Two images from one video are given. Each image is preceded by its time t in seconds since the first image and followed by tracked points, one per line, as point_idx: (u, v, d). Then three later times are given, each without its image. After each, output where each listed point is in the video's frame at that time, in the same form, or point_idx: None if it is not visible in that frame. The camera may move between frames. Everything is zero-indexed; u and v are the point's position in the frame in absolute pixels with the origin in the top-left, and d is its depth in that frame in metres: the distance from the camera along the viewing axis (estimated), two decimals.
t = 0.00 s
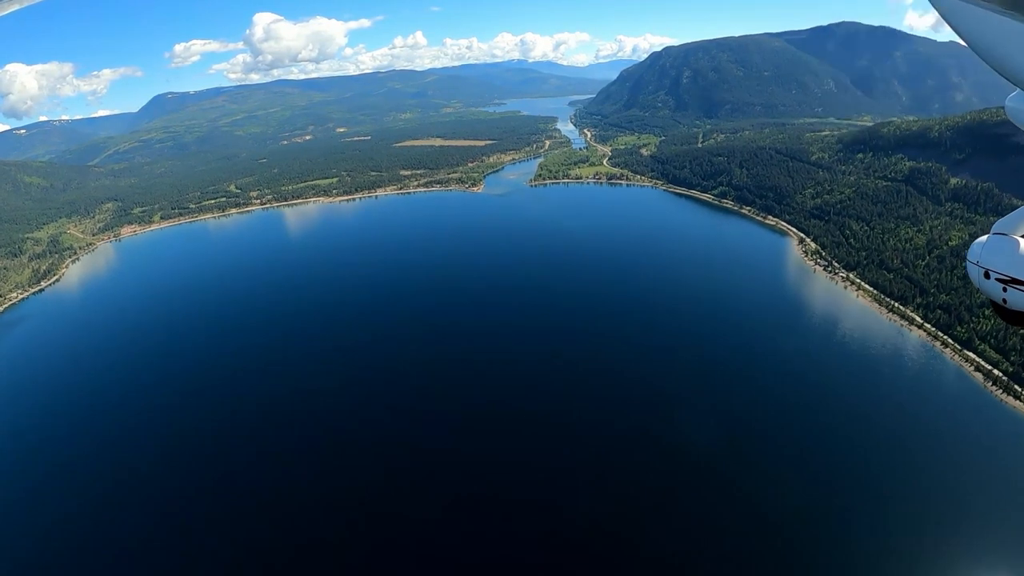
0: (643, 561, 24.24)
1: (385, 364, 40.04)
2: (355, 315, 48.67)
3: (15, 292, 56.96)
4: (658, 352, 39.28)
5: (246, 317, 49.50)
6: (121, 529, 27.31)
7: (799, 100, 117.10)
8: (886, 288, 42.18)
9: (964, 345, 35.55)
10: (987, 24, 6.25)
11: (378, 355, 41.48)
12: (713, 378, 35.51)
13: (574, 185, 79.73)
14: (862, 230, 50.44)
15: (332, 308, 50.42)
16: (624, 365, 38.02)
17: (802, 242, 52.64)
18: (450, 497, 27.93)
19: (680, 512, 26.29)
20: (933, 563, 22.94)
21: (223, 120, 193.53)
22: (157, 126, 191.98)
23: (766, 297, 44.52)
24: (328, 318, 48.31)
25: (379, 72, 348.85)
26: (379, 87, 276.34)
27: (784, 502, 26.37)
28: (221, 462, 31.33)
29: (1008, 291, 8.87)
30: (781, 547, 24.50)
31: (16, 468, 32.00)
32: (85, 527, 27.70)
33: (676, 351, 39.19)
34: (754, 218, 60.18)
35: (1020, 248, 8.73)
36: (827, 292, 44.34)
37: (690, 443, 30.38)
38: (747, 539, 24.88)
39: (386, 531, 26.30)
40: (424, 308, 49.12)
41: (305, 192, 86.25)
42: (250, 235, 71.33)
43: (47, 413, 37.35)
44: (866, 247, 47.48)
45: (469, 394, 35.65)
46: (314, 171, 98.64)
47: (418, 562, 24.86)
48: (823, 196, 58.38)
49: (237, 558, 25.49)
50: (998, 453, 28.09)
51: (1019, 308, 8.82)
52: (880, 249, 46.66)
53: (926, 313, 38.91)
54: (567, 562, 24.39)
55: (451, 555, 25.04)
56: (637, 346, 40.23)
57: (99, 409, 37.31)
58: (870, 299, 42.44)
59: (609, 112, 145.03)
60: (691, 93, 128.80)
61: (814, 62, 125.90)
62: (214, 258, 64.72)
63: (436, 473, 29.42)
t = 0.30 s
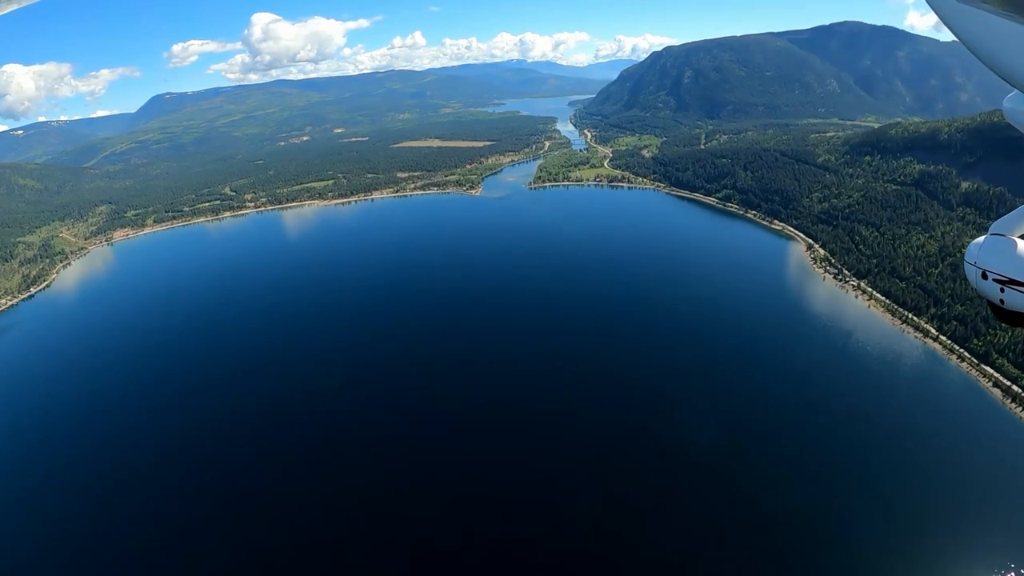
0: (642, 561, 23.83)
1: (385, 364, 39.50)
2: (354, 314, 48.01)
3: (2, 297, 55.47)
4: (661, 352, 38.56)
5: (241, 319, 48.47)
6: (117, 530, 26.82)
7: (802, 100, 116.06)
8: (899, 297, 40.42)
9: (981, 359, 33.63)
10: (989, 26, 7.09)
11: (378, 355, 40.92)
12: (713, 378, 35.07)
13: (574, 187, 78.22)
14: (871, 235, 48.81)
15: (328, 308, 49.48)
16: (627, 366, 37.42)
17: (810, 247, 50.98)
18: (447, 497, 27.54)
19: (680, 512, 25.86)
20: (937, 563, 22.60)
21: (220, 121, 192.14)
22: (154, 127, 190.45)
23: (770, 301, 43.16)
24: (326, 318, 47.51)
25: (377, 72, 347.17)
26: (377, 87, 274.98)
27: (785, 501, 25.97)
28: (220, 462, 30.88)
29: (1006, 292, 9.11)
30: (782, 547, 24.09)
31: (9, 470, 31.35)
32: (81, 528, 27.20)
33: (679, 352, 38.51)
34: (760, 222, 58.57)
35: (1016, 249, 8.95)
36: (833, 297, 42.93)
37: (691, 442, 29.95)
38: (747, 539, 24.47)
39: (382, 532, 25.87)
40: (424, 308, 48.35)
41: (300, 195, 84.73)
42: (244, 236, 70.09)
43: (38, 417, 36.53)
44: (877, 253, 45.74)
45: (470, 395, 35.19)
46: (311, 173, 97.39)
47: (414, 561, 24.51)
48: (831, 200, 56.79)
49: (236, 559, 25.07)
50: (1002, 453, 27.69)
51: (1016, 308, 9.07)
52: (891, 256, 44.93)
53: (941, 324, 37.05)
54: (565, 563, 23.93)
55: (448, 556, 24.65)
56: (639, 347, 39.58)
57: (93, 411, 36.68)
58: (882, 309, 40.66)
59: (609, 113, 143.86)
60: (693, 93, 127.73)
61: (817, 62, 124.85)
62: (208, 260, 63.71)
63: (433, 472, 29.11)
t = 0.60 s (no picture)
0: (642, 561, 23.69)
1: (384, 365, 39.02)
2: (352, 313, 47.41)
3: None
4: (662, 353, 38.06)
5: (235, 320, 47.67)
6: (117, 530, 26.59)
7: (806, 100, 114.85)
8: (911, 307, 38.64)
9: (998, 374, 31.78)
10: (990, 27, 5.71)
11: (376, 355, 40.39)
12: (712, 378, 34.81)
13: (574, 191, 76.61)
14: (881, 241, 47.21)
15: (323, 308, 48.65)
16: (627, 366, 37.05)
17: (817, 254, 49.36)
18: (446, 497, 27.37)
19: (679, 512, 25.67)
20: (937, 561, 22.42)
21: (218, 120, 191.24)
22: (151, 127, 189.49)
23: (774, 306, 41.92)
24: (323, 318, 46.79)
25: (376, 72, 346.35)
26: (376, 87, 273.98)
27: (785, 501, 25.79)
28: (219, 462, 30.62)
29: (1005, 292, 7.63)
30: (781, 547, 23.91)
31: (6, 471, 31.07)
32: (80, 528, 26.96)
33: (681, 352, 38.00)
34: (766, 227, 57.00)
35: (1018, 248, 7.48)
36: (840, 304, 41.52)
37: (692, 443, 29.77)
38: (746, 539, 24.29)
39: (379, 534, 25.62)
40: (423, 307, 47.68)
41: (295, 197, 83.27)
42: (238, 237, 69.15)
43: (31, 418, 35.99)
44: (888, 261, 44.03)
45: (470, 395, 34.87)
46: (309, 174, 96.38)
47: (413, 561, 24.38)
48: (838, 204, 55.35)
49: (235, 560, 24.83)
50: (1004, 453, 27.42)
51: (1017, 312, 7.59)
52: (902, 264, 43.21)
53: (955, 337, 35.26)
54: (564, 563, 23.78)
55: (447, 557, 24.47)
56: (640, 347, 39.18)
57: (90, 411, 36.29)
58: (894, 320, 38.78)
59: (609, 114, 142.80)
60: (694, 94, 126.84)
61: (819, 62, 123.76)
62: (203, 260, 62.93)
63: (432, 472, 28.94)
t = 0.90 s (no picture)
0: (640, 561, 23.31)
1: (382, 365, 38.62)
2: (351, 314, 46.82)
3: None
4: (662, 353, 37.56)
5: (230, 321, 46.93)
6: (116, 530, 26.23)
7: (808, 101, 114.01)
8: (924, 320, 37.11)
9: (1017, 392, 30.15)
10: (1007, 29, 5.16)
11: (375, 355, 40.03)
12: (712, 378, 34.40)
13: (574, 194, 75.19)
14: (892, 249, 45.88)
15: (317, 311, 47.64)
16: (625, 365, 36.57)
17: (826, 261, 47.86)
18: (445, 497, 26.99)
19: (679, 512, 25.27)
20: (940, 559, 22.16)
21: (214, 120, 190.10)
22: (148, 127, 188.13)
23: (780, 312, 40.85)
24: (320, 319, 46.07)
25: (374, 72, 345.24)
26: (374, 87, 272.95)
27: (784, 500, 25.43)
28: (218, 462, 30.24)
29: (1009, 288, 7.75)
30: (781, 547, 23.46)
31: (6, 471, 30.74)
32: (79, 528, 26.59)
33: (681, 354, 37.24)
34: (772, 233, 55.49)
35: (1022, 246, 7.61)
36: (850, 313, 40.16)
37: (692, 443, 29.32)
38: (745, 539, 23.85)
39: (377, 534, 25.24)
40: (423, 307, 47.09)
41: (289, 199, 81.70)
42: (233, 239, 67.98)
43: (25, 420, 35.41)
44: (900, 270, 42.61)
45: (469, 394, 34.45)
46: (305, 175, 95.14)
47: (411, 559, 24.10)
48: (847, 209, 53.95)
49: (235, 561, 24.45)
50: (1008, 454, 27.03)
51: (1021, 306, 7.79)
52: (914, 274, 41.74)
53: (971, 351, 33.74)
54: (563, 563, 23.41)
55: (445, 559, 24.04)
56: (639, 345, 38.79)
57: (86, 411, 35.79)
58: (907, 332, 37.10)
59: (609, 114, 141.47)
60: (695, 94, 126.08)
61: (822, 64, 122.72)
62: (198, 261, 62.05)
63: (432, 472, 28.57)
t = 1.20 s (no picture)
0: (640, 560, 24.26)
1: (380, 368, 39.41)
2: (351, 318, 47.08)
3: None
4: (655, 357, 38.26)
5: (231, 323, 47.61)
6: (117, 530, 27.11)
7: (813, 103, 113.13)
8: (940, 333, 36.42)
9: None
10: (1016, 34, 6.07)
11: (374, 359, 40.66)
12: (712, 378, 35.61)
13: (574, 197, 73.77)
14: (904, 257, 45.00)
15: (311, 321, 47.16)
16: (624, 366, 37.78)
17: (835, 269, 46.96)
18: (445, 497, 27.97)
19: (678, 512, 26.25)
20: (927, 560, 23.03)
21: (213, 120, 189.82)
22: (145, 126, 186.98)
23: (785, 315, 41.19)
24: (320, 321, 46.68)
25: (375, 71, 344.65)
26: (374, 86, 272.03)
27: (785, 501, 26.37)
28: (219, 462, 31.30)
29: (1008, 284, 9.00)
30: (780, 547, 24.38)
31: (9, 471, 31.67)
32: (80, 529, 27.42)
33: (680, 354, 38.71)
34: (778, 239, 54.62)
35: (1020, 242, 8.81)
36: (860, 323, 39.73)
37: (693, 444, 30.41)
38: (743, 540, 24.76)
39: (378, 534, 26.19)
40: (425, 312, 47.50)
41: (284, 201, 80.28)
42: (228, 240, 67.22)
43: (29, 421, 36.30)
44: (913, 279, 41.78)
45: (467, 397, 35.41)
46: (302, 177, 94.11)
47: (414, 557, 25.09)
48: (854, 215, 52.88)
49: (236, 558, 25.46)
50: (1002, 460, 27.70)
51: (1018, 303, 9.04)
52: (928, 284, 40.90)
53: (989, 367, 33.06)
54: (563, 562, 24.38)
55: (448, 557, 24.98)
56: (637, 348, 39.71)
57: (86, 414, 36.48)
58: (921, 346, 36.49)
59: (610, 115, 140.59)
60: (697, 95, 125.48)
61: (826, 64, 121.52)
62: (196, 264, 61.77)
63: (431, 472, 29.59)
